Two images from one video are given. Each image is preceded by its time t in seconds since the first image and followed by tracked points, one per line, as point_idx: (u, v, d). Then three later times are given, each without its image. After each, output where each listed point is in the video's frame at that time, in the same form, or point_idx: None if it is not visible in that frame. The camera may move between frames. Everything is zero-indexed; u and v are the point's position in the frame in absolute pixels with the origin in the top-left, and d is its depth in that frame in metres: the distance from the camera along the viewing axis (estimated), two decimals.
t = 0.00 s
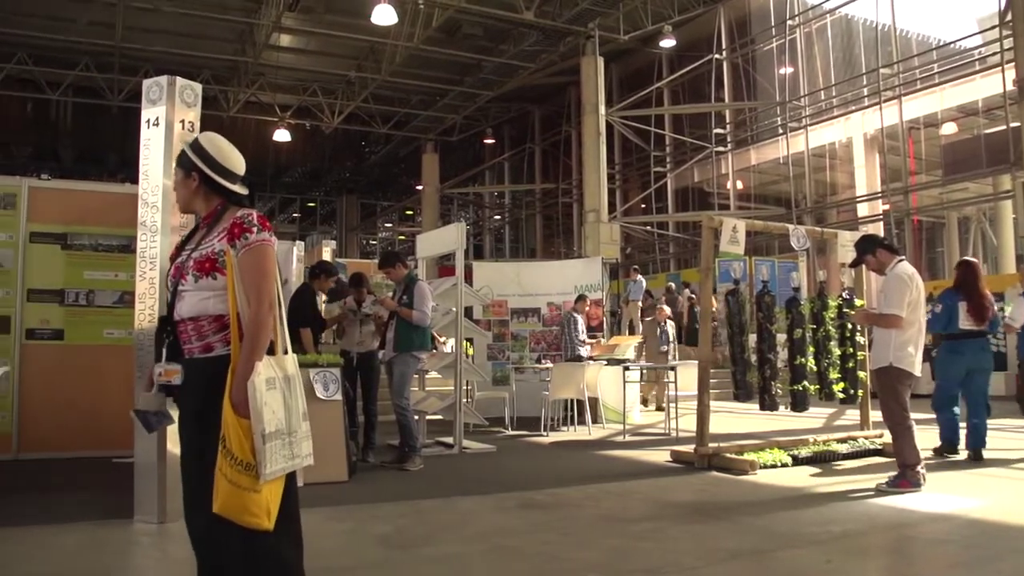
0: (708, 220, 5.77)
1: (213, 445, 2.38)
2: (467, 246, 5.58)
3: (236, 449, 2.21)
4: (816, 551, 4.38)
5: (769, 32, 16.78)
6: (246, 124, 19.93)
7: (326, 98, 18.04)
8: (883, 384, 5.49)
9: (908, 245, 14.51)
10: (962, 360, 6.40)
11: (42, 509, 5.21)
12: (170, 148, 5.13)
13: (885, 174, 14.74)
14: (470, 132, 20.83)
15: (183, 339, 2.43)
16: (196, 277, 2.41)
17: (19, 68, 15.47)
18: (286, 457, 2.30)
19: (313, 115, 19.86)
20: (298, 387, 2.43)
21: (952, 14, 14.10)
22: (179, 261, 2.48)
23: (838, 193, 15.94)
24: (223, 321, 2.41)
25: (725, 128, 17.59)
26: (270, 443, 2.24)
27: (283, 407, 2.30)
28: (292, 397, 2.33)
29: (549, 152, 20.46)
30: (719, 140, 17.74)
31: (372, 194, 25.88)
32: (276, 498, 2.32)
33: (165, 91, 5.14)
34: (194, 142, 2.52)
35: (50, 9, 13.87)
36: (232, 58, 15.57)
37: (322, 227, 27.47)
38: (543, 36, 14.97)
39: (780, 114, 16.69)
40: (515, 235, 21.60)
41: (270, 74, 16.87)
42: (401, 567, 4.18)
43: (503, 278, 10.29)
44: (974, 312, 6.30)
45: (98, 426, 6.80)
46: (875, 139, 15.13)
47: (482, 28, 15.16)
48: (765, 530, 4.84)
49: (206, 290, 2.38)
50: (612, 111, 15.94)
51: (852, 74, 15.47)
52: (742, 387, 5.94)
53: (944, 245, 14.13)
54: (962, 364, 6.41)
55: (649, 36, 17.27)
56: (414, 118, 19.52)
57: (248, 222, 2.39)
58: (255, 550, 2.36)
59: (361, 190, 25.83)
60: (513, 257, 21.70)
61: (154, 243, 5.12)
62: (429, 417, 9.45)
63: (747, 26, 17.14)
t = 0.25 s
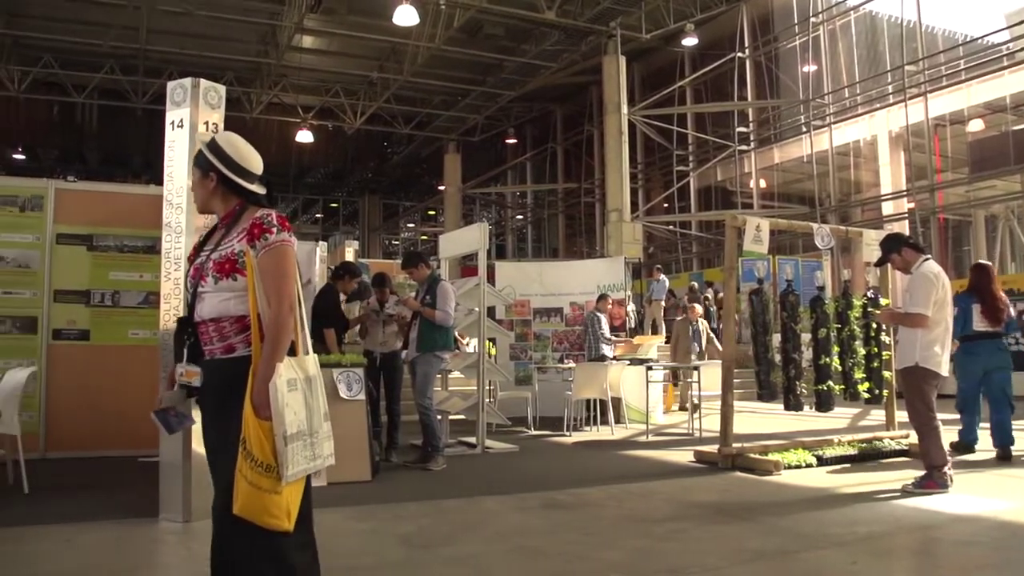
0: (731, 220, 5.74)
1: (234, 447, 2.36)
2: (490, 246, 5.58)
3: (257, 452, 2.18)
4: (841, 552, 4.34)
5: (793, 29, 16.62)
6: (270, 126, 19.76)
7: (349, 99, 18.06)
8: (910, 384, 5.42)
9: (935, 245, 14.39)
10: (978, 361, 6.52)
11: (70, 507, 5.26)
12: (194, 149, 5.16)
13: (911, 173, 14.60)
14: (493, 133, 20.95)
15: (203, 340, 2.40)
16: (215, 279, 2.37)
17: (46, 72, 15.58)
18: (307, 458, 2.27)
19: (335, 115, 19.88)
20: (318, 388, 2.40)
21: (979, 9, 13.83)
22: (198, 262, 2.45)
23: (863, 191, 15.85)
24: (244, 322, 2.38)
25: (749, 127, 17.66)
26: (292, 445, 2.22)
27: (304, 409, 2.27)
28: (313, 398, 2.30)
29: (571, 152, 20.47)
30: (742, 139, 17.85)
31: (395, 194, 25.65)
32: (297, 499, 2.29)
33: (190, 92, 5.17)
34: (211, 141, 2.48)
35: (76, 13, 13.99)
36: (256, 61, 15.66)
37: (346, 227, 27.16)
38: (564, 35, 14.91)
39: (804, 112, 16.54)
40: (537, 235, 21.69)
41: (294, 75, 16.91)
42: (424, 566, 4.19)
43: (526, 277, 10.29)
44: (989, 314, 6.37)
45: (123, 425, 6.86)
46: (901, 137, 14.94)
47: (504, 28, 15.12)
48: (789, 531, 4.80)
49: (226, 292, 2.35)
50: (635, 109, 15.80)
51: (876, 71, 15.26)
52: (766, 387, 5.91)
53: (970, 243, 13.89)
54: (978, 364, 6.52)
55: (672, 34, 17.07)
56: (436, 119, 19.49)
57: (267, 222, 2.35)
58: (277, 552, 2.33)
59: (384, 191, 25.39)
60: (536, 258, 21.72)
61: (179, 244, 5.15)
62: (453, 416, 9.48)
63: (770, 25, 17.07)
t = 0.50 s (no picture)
0: (754, 219, 5.71)
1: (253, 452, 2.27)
2: (512, 246, 5.58)
3: (278, 458, 2.12)
4: (867, 553, 4.30)
5: (817, 26, 16.38)
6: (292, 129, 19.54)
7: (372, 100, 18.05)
8: (937, 384, 5.35)
9: (961, 242, 14.15)
10: (989, 358, 6.60)
11: (98, 505, 5.32)
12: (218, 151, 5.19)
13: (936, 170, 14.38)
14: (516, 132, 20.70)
15: (219, 342, 2.32)
16: (233, 279, 2.29)
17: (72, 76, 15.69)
18: (329, 462, 2.21)
19: (357, 116, 19.84)
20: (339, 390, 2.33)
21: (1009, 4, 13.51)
22: (215, 262, 2.36)
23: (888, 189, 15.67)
24: (262, 323, 2.29)
25: (772, 125, 17.54)
26: (314, 450, 2.15)
27: (325, 413, 2.21)
28: (333, 401, 2.24)
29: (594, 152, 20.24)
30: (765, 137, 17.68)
31: (415, 195, 25.41)
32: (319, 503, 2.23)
33: (214, 94, 5.19)
34: (229, 138, 2.40)
35: (101, 18, 14.05)
36: (278, 63, 15.69)
37: (369, 228, 26.85)
38: (584, 34, 14.72)
39: (828, 110, 16.39)
40: (560, 235, 21.45)
41: (316, 78, 16.93)
42: (447, 565, 4.21)
43: (549, 277, 10.30)
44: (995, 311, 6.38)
45: (148, 426, 6.90)
46: (928, 135, 14.78)
47: (526, 28, 15.07)
48: (814, 532, 4.76)
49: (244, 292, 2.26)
50: (657, 109, 15.63)
51: (901, 67, 15.11)
52: (790, 387, 5.88)
53: (998, 242, 13.57)
54: (990, 361, 6.61)
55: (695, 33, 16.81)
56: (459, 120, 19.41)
57: (286, 221, 2.26)
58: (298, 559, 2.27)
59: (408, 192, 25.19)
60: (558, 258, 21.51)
61: (204, 245, 5.18)
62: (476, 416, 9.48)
63: (794, 22, 16.76)
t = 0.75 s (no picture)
0: (781, 217, 5.68)
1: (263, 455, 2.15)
2: (537, 246, 5.57)
3: (289, 462, 1.99)
4: (896, 556, 4.25)
5: (843, 23, 16.00)
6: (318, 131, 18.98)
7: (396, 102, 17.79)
8: (968, 384, 5.28)
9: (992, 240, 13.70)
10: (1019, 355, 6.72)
11: (127, 504, 5.37)
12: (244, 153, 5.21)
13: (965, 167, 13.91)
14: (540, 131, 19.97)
15: (234, 338, 2.19)
16: (250, 275, 2.16)
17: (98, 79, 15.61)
18: (342, 468, 2.09)
19: (383, 116, 19.41)
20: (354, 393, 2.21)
21: None
22: (233, 257, 2.23)
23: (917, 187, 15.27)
24: (278, 321, 2.16)
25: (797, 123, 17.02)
26: (328, 455, 2.03)
27: (340, 416, 2.08)
28: (349, 404, 2.11)
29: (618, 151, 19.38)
30: (790, 135, 17.05)
31: (440, 195, 24.79)
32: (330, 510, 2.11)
33: (240, 96, 5.22)
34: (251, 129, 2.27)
35: (126, 22, 13.98)
36: (301, 64, 15.53)
37: (392, 228, 26.22)
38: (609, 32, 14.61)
39: (855, 107, 15.93)
40: (584, 234, 20.61)
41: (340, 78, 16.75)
42: (473, 565, 4.21)
43: (575, 278, 10.28)
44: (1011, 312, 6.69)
45: (175, 426, 6.93)
46: (956, 132, 14.31)
47: (549, 26, 14.81)
48: (842, 533, 4.72)
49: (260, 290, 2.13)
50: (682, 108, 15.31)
51: (929, 63, 14.63)
52: (816, 386, 5.85)
53: None
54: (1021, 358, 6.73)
55: (720, 30, 16.36)
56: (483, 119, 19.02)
57: (307, 216, 2.14)
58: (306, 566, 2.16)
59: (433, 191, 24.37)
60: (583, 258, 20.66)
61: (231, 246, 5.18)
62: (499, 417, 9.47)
63: (819, 18, 16.33)
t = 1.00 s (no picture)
0: (810, 216, 5.69)
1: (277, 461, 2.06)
2: (564, 245, 5.57)
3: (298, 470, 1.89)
4: (930, 558, 4.19)
5: (872, 18, 15.30)
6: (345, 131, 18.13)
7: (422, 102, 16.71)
8: (1002, 384, 5.20)
9: None
10: None
11: (160, 502, 5.41)
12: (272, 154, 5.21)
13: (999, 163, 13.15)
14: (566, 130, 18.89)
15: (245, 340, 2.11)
16: (257, 278, 2.07)
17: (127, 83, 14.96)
18: (354, 475, 1.98)
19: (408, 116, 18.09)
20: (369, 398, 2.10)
21: None
22: (242, 258, 2.15)
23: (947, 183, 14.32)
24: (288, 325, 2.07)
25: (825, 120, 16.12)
26: (339, 461, 1.92)
27: (352, 421, 1.98)
28: (361, 409, 2.01)
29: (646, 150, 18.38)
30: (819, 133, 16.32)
31: (467, 195, 23.71)
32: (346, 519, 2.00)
33: (268, 98, 5.23)
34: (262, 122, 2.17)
35: (143, 24, 13.26)
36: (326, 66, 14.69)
37: (419, 228, 25.57)
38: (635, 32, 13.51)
39: (884, 104, 15.05)
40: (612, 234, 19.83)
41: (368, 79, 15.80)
42: (501, 565, 4.21)
43: (600, 277, 10.32)
44: None
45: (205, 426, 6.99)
46: (989, 127, 13.56)
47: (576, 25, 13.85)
48: (874, 535, 4.66)
49: (266, 292, 2.04)
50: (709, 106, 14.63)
51: (962, 59, 13.89)
52: (847, 386, 5.80)
53: None
54: None
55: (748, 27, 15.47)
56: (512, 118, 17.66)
57: (312, 216, 2.03)
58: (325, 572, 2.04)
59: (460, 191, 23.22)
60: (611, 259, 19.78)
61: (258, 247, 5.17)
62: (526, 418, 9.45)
63: (848, 13, 15.64)
